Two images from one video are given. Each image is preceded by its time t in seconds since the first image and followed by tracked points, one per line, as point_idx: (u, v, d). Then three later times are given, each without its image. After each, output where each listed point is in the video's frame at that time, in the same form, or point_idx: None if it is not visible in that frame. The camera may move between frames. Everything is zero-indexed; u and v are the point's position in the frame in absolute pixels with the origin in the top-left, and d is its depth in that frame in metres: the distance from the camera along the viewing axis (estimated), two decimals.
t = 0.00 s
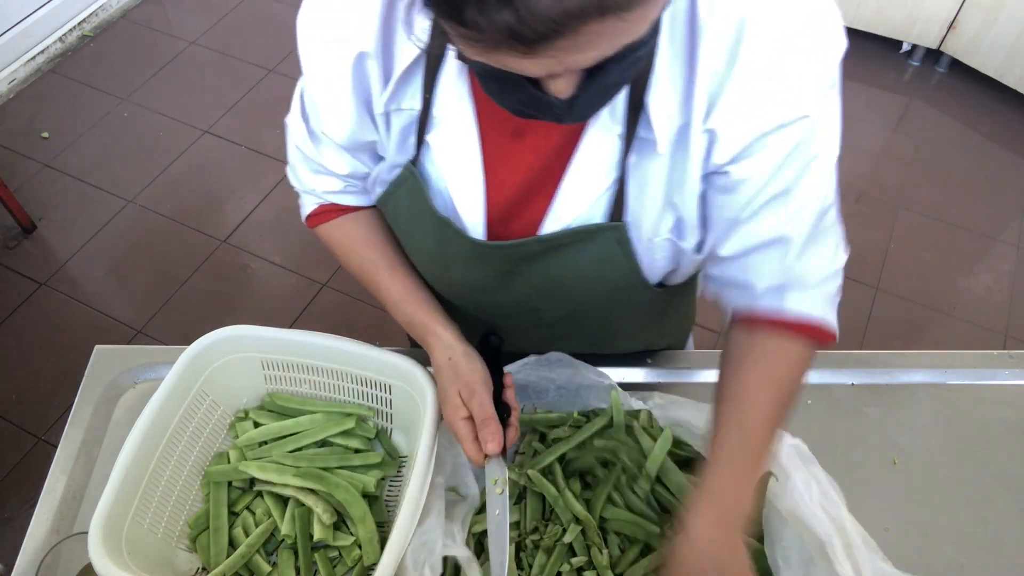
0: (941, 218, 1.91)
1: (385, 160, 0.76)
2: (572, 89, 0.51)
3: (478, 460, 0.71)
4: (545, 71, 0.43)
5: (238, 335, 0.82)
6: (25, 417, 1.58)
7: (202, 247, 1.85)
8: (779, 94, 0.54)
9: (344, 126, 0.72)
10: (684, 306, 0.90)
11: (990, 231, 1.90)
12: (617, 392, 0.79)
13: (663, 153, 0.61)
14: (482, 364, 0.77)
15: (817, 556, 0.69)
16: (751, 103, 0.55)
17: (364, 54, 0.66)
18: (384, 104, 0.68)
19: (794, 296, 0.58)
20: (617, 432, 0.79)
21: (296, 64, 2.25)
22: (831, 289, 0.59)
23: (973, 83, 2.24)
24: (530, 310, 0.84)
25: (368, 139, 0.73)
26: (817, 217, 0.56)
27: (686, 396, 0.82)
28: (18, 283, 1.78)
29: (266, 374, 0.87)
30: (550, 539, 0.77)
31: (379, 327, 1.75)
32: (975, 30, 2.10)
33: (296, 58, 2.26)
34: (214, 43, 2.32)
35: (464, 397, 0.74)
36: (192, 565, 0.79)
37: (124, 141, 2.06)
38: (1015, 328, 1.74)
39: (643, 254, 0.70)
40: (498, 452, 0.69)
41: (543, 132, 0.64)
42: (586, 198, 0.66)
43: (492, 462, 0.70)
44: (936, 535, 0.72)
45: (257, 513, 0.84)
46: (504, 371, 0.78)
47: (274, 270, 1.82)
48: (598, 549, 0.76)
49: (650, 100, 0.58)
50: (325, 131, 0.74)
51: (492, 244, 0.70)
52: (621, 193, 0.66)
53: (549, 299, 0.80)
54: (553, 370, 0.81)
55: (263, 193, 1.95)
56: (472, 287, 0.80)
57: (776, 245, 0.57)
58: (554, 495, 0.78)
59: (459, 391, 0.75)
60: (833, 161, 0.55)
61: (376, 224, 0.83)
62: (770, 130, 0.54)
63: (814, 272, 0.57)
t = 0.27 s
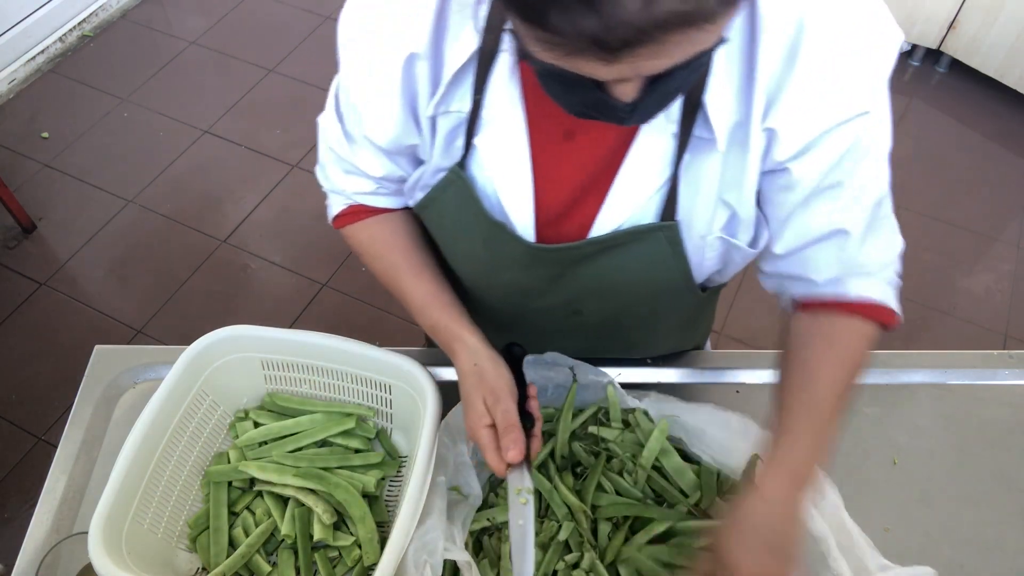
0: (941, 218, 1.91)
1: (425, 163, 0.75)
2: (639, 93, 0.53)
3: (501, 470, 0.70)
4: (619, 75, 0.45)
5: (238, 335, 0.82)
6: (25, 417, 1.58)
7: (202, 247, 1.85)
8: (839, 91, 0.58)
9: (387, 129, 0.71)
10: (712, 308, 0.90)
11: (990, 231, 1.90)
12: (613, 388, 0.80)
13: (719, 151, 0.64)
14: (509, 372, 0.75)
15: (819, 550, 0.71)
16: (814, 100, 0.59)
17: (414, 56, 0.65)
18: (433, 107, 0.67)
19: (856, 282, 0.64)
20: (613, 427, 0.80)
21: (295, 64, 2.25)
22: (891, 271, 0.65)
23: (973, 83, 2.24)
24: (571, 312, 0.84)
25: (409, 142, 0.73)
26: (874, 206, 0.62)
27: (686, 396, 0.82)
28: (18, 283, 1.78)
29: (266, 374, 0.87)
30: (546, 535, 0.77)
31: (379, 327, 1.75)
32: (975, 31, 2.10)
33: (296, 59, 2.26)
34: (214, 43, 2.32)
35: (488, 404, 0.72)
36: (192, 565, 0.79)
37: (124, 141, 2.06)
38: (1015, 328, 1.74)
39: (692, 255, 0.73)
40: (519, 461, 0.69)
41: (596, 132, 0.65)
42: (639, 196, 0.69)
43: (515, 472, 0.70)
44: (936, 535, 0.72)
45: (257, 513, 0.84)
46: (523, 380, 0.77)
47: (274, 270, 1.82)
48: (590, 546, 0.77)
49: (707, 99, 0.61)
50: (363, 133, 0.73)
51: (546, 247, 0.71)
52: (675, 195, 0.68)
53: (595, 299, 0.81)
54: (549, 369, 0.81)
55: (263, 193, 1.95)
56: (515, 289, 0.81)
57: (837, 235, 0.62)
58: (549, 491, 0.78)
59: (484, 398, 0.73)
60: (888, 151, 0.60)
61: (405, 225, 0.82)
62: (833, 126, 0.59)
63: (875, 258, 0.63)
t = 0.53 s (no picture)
0: (941, 218, 1.91)
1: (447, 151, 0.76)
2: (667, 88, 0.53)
3: (512, 462, 0.69)
4: (648, 67, 0.46)
5: (238, 335, 0.82)
6: (25, 417, 1.58)
7: (202, 247, 1.85)
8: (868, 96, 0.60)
9: (410, 115, 0.71)
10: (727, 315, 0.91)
11: (990, 231, 1.90)
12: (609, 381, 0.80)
13: (744, 153, 0.65)
14: (522, 360, 0.75)
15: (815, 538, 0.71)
16: (843, 106, 0.60)
17: (442, 42, 0.67)
18: (458, 93, 0.68)
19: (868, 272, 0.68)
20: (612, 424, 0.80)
21: (295, 64, 2.25)
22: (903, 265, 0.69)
23: (972, 82, 2.24)
24: (582, 309, 0.84)
25: (432, 130, 0.73)
26: (895, 206, 0.65)
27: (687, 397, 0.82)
28: (18, 283, 1.78)
29: (266, 375, 0.87)
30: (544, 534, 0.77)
31: (380, 327, 1.75)
32: (975, 30, 2.10)
33: (296, 59, 2.26)
34: (214, 43, 2.32)
35: (500, 391, 0.72)
36: (192, 565, 0.79)
37: (124, 141, 2.06)
38: (1015, 328, 1.74)
39: (706, 258, 0.74)
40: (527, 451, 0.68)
41: (618, 124, 0.66)
42: (659, 193, 0.69)
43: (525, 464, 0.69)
44: (937, 535, 0.72)
45: (257, 513, 0.84)
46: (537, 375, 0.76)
47: (274, 270, 1.82)
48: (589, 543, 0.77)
49: (734, 100, 0.62)
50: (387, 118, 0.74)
51: (562, 238, 0.71)
52: (694, 195, 0.68)
53: (606, 298, 0.81)
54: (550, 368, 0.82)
55: (263, 193, 1.95)
56: (528, 282, 0.81)
57: (861, 232, 0.66)
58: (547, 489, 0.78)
59: (496, 385, 0.73)
60: (910, 155, 0.63)
61: (427, 212, 0.82)
62: (860, 132, 0.61)
63: (893, 252, 0.67)
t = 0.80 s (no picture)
0: (941, 218, 1.91)
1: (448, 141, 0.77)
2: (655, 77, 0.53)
3: (484, 450, 0.68)
4: (633, 55, 0.45)
5: (237, 334, 0.82)
6: (25, 417, 1.58)
7: (202, 247, 1.85)
8: (868, 87, 0.59)
9: (413, 102, 0.72)
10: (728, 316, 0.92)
11: (990, 231, 1.90)
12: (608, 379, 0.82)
13: (746, 142, 0.64)
14: (504, 350, 0.74)
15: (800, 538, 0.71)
16: (842, 97, 0.59)
17: (446, 28, 0.67)
18: (461, 83, 0.69)
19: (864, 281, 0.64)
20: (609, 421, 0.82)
21: (296, 64, 2.25)
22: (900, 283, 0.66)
23: (973, 82, 2.24)
24: (587, 304, 0.84)
25: (434, 118, 0.74)
26: (891, 213, 0.62)
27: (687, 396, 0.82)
28: (18, 283, 1.78)
29: (266, 375, 0.87)
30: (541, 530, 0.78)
31: (380, 327, 1.75)
32: (975, 30, 2.10)
33: (296, 59, 2.26)
34: (214, 43, 2.32)
35: (478, 378, 0.71)
36: (192, 565, 0.79)
37: (124, 141, 2.06)
38: (1015, 328, 1.74)
39: (711, 250, 0.73)
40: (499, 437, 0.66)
41: (620, 114, 0.66)
42: (663, 184, 0.68)
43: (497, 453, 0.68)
44: (937, 535, 0.72)
45: (257, 513, 0.84)
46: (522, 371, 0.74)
47: (274, 270, 1.82)
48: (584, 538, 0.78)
49: (736, 88, 0.62)
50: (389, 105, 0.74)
51: (567, 228, 0.71)
52: (698, 182, 0.68)
53: (610, 292, 0.81)
54: (547, 364, 0.83)
55: (263, 193, 1.95)
56: (533, 274, 0.81)
57: (852, 237, 0.63)
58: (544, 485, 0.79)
59: (475, 373, 0.72)
60: (910, 155, 0.61)
61: (421, 201, 0.83)
62: (858, 124, 0.59)
63: (891, 262, 0.63)
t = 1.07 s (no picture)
0: (941, 218, 1.91)
1: (433, 140, 0.77)
2: (605, 62, 0.56)
3: (461, 457, 0.70)
4: (577, 40, 0.45)
5: (237, 334, 0.82)
6: (25, 417, 1.58)
7: (202, 247, 1.85)
8: (841, 82, 0.58)
9: (396, 100, 0.73)
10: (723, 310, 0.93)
11: (990, 231, 1.90)
12: (609, 376, 0.82)
13: (726, 136, 0.64)
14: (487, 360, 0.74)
15: (801, 540, 0.71)
16: (816, 92, 0.59)
17: (424, 24, 0.67)
18: (441, 80, 0.69)
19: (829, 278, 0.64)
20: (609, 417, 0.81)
21: (296, 64, 2.25)
22: (875, 279, 0.65)
23: (973, 82, 2.24)
24: (577, 303, 0.84)
25: (416, 115, 0.74)
26: (865, 209, 0.61)
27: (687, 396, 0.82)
28: (18, 283, 1.78)
29: (266, 375, 0.87)
30: (540, 531, 0.78)
31: (380, 327, 1.75)
32: (975, 30, 2.10)
33: (296, 59, 2.26)
34: (214, 43, 2.32)
35: (464, 390, 0.71)
36: (192, 565, 0.79)
37: (124, 141, 2.06)
38: (1015, 328, 1.74)
39: (697, 245, 0.73)
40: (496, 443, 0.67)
41: (600, 110, 0.66)
42: (646, 180, 0.68)
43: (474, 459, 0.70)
44: (937, 535, 0.72)
45: (257, 513, 0.84)
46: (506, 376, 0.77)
47: (274, 270, 1.82)
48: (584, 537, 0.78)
49: (713, 82, 0.62)
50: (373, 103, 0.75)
51: (551, 228, 0.71)
52: (681, 177, 0.67)
53: (600, 290, 0.81)
54: (547, 364, 0.84)
55: (263, 193, 1.95)
56: (523, 272, 0.81)
57: (827, 232, 0.63)
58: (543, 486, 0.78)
59: (461, 384, 0.72)
60: (885, 149, 0.60)
61: (411, 204, 0.82)
62: (831, 120, 0.58)
63: (861, 259, 0.63)
